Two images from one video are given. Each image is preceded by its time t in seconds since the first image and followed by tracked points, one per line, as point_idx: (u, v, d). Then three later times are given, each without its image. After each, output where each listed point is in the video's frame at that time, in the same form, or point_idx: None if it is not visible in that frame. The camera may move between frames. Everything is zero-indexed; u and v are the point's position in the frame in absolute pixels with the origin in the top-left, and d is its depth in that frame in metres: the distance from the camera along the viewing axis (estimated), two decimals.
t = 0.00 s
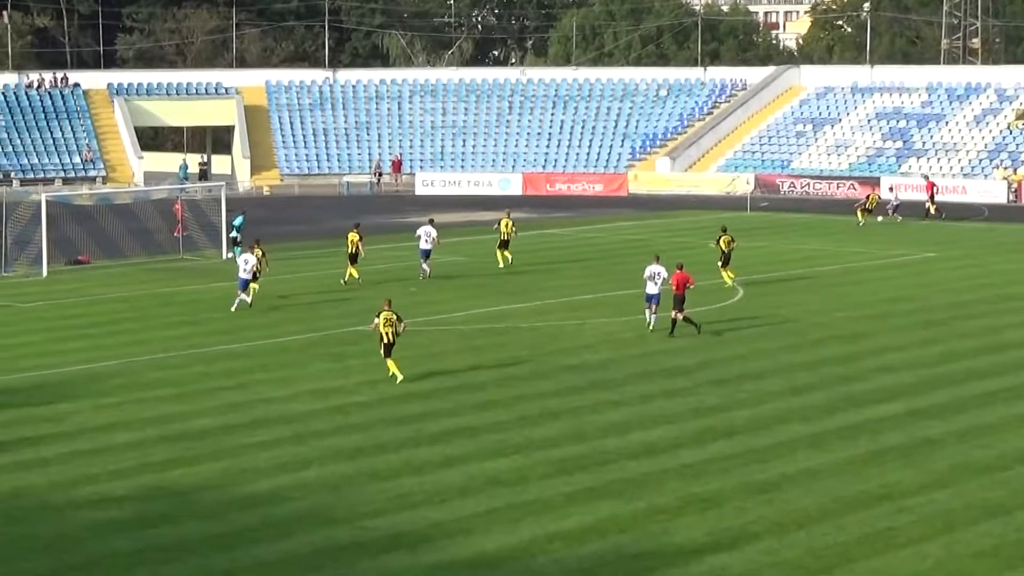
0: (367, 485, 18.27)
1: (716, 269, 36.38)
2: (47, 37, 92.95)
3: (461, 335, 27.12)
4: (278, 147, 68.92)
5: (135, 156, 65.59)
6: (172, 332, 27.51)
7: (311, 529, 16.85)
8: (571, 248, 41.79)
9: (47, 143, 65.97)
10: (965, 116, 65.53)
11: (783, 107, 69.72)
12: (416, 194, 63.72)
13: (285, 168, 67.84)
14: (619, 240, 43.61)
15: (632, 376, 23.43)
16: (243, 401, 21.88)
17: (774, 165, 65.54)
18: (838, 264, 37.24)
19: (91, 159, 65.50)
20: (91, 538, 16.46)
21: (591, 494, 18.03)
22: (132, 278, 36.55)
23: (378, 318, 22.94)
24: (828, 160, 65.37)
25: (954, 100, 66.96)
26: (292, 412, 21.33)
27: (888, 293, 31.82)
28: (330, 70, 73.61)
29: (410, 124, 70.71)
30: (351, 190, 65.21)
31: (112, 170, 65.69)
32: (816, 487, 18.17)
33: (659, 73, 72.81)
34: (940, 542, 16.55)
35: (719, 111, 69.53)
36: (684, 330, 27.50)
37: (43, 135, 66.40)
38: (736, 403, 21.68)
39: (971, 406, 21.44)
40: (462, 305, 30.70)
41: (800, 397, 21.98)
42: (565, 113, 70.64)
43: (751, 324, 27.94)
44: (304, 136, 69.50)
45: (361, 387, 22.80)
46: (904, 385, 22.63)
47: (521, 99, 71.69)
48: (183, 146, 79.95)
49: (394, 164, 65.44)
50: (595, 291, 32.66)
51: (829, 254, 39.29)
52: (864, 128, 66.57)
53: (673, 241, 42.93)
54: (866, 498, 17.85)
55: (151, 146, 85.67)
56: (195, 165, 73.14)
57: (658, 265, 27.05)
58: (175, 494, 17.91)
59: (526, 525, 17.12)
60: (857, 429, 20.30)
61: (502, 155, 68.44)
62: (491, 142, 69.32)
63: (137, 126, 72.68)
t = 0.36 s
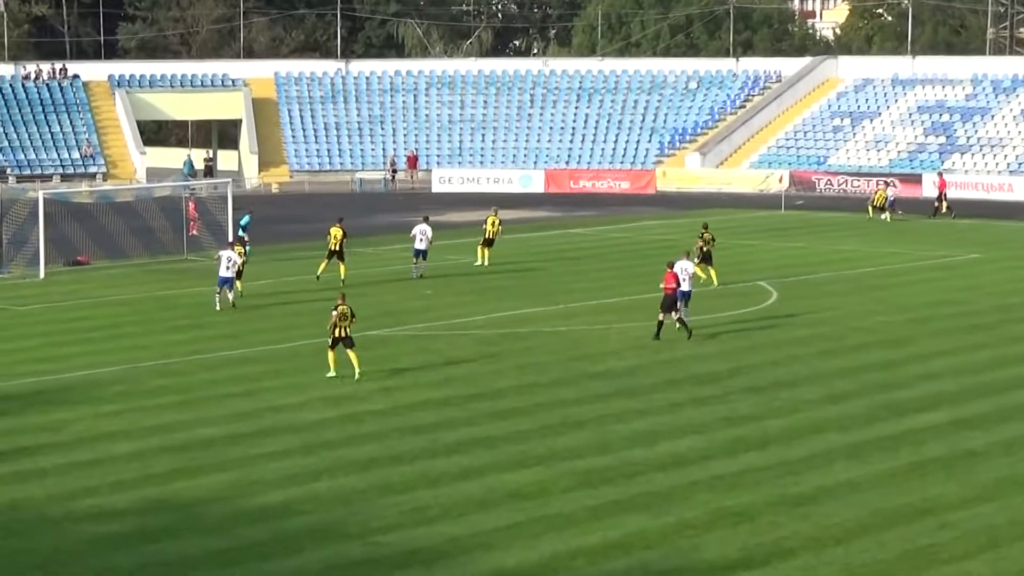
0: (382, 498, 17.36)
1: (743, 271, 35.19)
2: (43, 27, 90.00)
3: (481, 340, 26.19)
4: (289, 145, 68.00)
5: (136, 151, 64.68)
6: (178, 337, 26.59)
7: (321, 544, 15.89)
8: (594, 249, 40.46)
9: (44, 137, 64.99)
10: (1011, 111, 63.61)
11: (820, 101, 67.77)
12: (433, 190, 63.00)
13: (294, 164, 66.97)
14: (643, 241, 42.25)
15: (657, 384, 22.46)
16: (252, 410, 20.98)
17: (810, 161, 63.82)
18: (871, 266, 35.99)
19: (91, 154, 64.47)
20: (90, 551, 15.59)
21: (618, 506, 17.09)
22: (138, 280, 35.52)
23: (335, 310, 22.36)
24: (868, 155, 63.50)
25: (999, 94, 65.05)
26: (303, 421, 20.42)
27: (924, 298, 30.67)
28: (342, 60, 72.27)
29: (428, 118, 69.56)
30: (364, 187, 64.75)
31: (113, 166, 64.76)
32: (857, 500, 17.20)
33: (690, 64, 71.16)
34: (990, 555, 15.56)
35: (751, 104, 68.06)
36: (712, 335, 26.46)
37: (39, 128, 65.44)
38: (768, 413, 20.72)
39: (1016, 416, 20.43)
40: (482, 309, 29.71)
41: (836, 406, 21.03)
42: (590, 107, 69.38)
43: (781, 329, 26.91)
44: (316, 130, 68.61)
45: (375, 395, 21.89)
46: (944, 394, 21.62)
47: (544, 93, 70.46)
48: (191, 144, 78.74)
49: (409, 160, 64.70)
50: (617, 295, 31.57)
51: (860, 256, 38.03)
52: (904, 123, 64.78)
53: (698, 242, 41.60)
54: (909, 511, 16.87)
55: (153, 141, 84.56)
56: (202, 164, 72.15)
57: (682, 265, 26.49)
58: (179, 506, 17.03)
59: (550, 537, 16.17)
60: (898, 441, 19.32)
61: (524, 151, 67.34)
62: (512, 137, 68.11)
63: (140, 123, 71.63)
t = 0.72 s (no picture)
0: (383, 508, 16.94)
1: (752, 277, 34.74)
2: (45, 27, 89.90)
3: (486, 346, 25.80)
4: (290, 145, 67.53)
5: (134, 153, 64.01)
6: (177, 343, 26.21)
7: (322, 555, 15.48)
8: (602, 254, 40.02)
9: (40, 138, 64.63)
10: None
11: (835, 101, 67.42)
12: (438, 193, 62.49)
13: (295, 166, 66.59)
14: (652, 246, 41.76)
15: (665, 392, 22.05)
16: (252, 418, 20.60)
17: (824, 163, 63.30)
18: (883, 272, 35.55)
19: (87, 156, 64.00)
20: (83, 562, 15.20)
21: (625, 516, 16.67)
22: (138, 284, 35.09)
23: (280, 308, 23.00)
24: (884, 157, 63.05)
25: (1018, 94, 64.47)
26: (304, 429, 20.03)
27: (938, 304, 30.23)
28: (345, 60, 71.92)
29: (434, 119, 69.09)
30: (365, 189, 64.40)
31: (110, 167, 64.22)
32: (871, 512, 16.76)
33: (702, 64, 70.78)
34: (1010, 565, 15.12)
35: (763, 105, 67.65)
36: (720, 342, 26.07)
37: (34, 129, 65.11)
38: (776, 422, 20.30)
39: None
40: (489, 314, 29.32)
41: (848, 415, 20.62)
42: (599, 108, 69.00)
43: (791, 335, 26.49)
44: (319, 130, 68.25)
45: (378, 402, 21.50)
46: (958, 402, 21.19)
47: (552, 92, 70.03)
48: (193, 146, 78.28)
49: (413, 163, 64.33)
50: (625, 301, 31.17)
51: (872, 262, 37.54)
52: (921, 123, 64.30)
53: (707, 247, 41.11)
54: (924, 522, 16.43)
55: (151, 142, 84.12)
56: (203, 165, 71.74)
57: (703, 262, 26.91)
58: (176, 516, 16.62)
59: (556, 547, 15.75)
60: (911, 450, 18.92)
61: (532, 152, 66.90)
62: (520, 138, 67.68)
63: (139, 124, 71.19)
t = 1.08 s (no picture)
0: (392, 511, 16.94)
1: (761, 280, 34.72)
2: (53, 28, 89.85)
3: (495, 349, 25.80)
4: (300, 147, 67.43)
5: (142, 156, 64.09)
6: (185, 345, 26.22)
7: (331, 558, 15.48)
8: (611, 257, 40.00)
9: (49, 141, 64.64)
10: None
11: (844, 104, 67.47)
12: (447, 196, 62.58)
13: (304, 169, 66.27)
14: (661, 249, 41.73)
15: (674, 395, 22.06)
16: (260, 421, 20.61)
17: (834, 166, 63.26)
18: (891, 275, 35.52)
19: (97, 158, 63.85)
20: (92, 564, 15.19)
21: (634, 519, 16.65)
22: (145, 287, 35.07)
23: (248, 305, 23.73)
24: (893, 160, 62.94)
25: None
26: (313, 432, 20.03)
27: (947, 307, 30.19)
28: (353, 63, 71.91)
29: (442, 121, 69.11)
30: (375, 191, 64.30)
31: (120, 170, 64.19)
32: (881, 515, 16.75)
33: (710, 66, 70.85)
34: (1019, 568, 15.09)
35: (772, 108, 67.67)
36: (729, 344, 26.07)
37: (44, 132, 65.08)
38: (785, 425, 20.30)
39: None
40: (497, 317, 29.32)
41: (857, 417, 20.61)
42: (608, 110, 68.98)
43: (800, 338, 26.50)
44: (328, 133, 68.24)
45: (387, 405, 21.49)
46: (968, 406, 21.17)
47: (561, 96, 70.06)
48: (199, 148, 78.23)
49: (423, 165, 64.30)
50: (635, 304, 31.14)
51: (882, 265, 37.51)
52: (930, 126, 64.28)
53: (716, 250, 41.09)
54: (934, 526, 16.40)
55: (161, 144, 84.24)
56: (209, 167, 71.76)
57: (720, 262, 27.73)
58: (185, 518, 16.63)
59: (564, 549, 15.75)
60: (920, 453, 18.90)
61: (541, 155, 66.88)
62: (530, 141, 67.68)
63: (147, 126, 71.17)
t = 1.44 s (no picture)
0: (407, 512, 16.94)
1: (778, 280, 34.70)
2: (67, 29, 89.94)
3: (510, 350, 25.81)
4: (314, 148, 67.40)
5: (158, 156, 64.05)
6: (200, 345, 26.26)
7: (345, 558, 15.47)
8: (627, 258, 39.97)
9: (65, 142, 64.70)
10: None
11: (859, 104, 67.42)
12: (462, 196, 62.65)
13: (320, 169, 66.28)
14: (678, 249, 41.70)
15: (689, 396, 22.05)
16: (275, 421, 20.63)
17: (849, 168, 63.22)
18: (908, 275, 35.48)
19: (112, 159, 63.88)
20: (107, 563, 15.21)
21: (649, 520, 16.64)
22: (161, 288, 35.12)
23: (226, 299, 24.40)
24: (908, 161, 62.85)
25: None
26: (329, 432, 20.05)
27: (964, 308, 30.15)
28: (368, 63, 72.00)
29: (457, 122, 69.13)
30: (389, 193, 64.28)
31: (136, 170, 64.22)
32: (896, 515, 16.73)
33: (726, 67, 70.78)
34: None
35: (787, 109, 67.65)
36: (744, 345, 26.06)
37: (60, 133, 65.11)
38: (801, 425, 20.28)
39: None
40: (512, 318, 29.32)
41: (873, 418, 20.60)
42: (623, 111, 68.98)
43: (815, 339, 26.50)
44: (343, 134, 68.27)
45: (402, 406, 21.51)
46: (983, 407, 21.14)
47: (577, 96, 70.06)
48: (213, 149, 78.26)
49: (437, 166, 64.33)
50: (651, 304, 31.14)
51: (898, 266, 37.47)
52: (946, 127, 64.19)
53: (732, 251, 41.06)
54: (949, 527, 16.37)
55: (176, 145, 84.33)
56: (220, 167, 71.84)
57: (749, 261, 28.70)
58: (200, 518, 16.64)
59: (579, 550, 15.75)
60: (936, 454, 18.88)
61: (557, 156, 66.87)
62: (545, 141, 67.69)
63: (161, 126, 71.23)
